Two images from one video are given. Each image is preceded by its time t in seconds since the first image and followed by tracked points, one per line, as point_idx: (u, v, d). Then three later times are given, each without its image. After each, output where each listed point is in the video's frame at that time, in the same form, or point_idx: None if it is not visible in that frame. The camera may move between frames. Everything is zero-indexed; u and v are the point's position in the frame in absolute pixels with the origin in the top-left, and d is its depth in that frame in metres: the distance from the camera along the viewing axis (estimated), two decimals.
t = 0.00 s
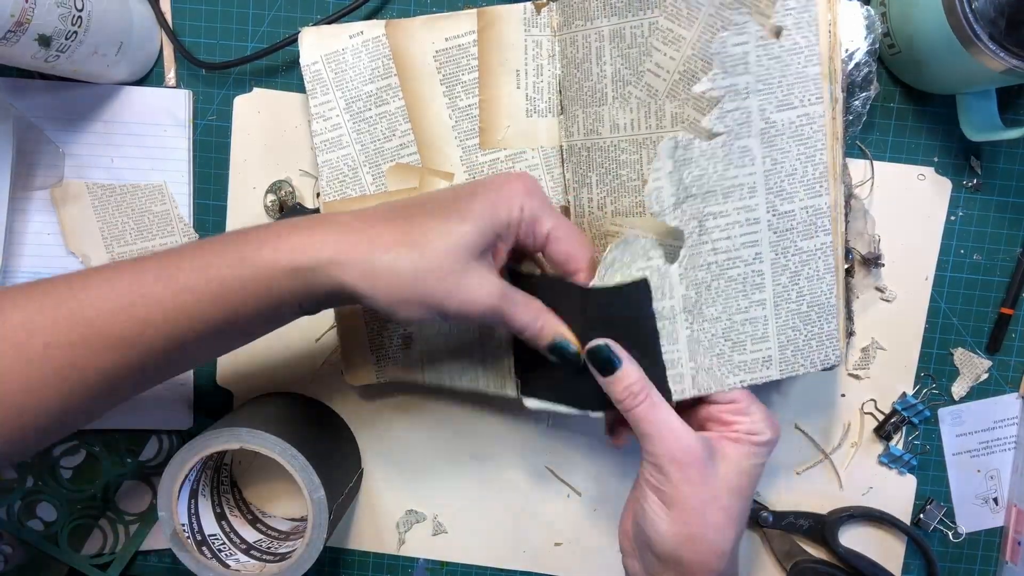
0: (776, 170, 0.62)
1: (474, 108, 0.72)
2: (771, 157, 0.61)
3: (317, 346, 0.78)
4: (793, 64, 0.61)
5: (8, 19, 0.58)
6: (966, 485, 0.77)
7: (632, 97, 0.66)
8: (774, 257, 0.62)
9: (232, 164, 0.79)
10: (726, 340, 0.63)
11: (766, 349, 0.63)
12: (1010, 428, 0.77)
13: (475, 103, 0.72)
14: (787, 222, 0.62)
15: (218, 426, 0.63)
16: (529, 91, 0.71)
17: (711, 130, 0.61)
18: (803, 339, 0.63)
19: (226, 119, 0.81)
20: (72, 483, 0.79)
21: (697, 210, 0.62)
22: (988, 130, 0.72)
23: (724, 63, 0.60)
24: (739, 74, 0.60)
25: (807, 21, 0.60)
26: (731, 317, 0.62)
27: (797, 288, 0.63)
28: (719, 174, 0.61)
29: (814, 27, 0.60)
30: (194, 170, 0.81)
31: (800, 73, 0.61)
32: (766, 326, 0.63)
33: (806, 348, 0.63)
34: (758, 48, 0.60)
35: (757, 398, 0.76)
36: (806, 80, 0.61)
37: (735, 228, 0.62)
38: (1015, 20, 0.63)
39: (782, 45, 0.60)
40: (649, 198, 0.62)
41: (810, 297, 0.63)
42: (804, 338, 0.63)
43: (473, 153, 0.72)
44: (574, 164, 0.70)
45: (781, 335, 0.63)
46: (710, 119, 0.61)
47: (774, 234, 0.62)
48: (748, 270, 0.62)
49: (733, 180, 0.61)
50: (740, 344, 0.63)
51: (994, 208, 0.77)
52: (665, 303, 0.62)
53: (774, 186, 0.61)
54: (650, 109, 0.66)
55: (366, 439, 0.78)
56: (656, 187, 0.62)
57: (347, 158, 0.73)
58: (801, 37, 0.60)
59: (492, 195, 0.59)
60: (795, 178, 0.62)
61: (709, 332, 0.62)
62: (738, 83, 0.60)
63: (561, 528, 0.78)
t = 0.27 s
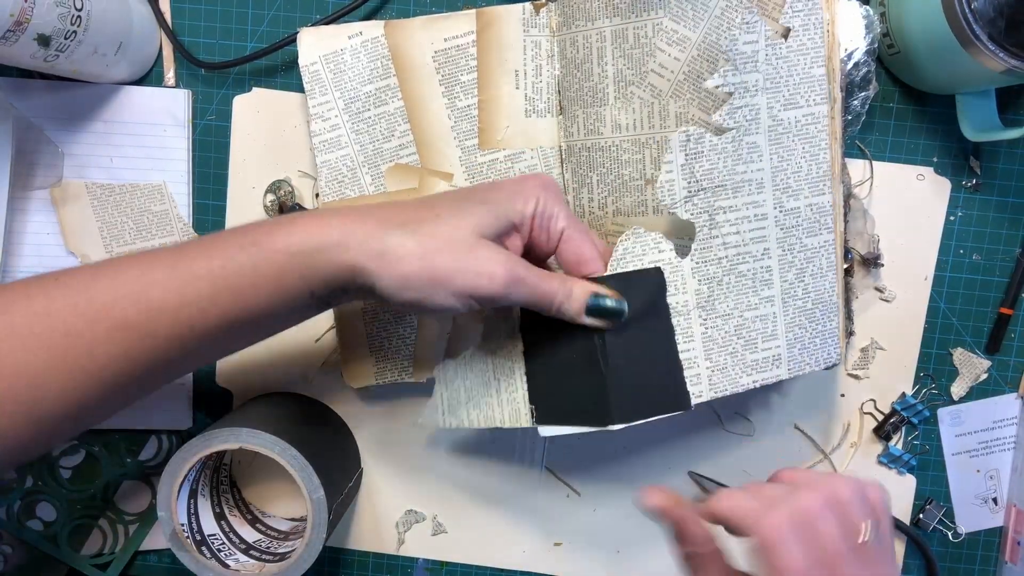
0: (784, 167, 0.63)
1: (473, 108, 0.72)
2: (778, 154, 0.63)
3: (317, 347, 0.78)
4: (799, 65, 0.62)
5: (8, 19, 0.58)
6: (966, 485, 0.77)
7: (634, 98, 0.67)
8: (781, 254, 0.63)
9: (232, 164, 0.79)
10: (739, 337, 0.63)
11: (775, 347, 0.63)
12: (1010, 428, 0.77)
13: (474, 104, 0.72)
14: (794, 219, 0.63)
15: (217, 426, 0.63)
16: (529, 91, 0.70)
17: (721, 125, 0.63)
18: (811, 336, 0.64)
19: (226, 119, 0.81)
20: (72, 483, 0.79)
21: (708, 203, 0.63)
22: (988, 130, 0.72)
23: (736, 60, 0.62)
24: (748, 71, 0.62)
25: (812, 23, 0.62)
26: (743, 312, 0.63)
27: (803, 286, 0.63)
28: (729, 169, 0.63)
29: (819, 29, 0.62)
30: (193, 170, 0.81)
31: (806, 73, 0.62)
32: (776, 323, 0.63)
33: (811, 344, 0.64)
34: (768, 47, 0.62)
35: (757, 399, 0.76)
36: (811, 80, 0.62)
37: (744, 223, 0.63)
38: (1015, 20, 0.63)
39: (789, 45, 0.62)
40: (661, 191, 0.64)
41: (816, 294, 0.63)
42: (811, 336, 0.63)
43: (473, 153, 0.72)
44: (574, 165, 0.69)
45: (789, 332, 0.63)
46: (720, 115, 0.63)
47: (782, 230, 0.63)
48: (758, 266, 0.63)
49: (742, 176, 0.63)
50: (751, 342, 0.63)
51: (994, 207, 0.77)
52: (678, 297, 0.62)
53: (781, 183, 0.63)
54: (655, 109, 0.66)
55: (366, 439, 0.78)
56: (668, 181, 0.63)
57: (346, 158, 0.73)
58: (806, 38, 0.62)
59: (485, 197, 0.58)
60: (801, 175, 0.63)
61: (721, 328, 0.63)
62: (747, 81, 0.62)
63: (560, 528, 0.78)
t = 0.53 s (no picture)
0: (785, 167, 0.63)
1: (474, 108, 0.72)
2: (780, 153, 0.63)
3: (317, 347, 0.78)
4: (802, 66, 0.63)
5: (8, 19, 0.58)
6: (966, 485, 0.77)
7: (637, 98, 0.67)
8: (781, 253, 0.63)
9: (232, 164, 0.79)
10: (734, 334, 0.63)
11: (772, 345, 0.63)
12: (1010, 428, 0.77)
13: (475, 104, 0.72)
14: (794, 219, 0.63)
15: (217, 426, 0.64)
16: (529, 92, 0.70)
17: (723, 125, 0.64)
18: (809, 336, 0.63)
19: (226, 119, 0.81)
20: (72, 483, 0.79)
21: (708, 201, 0.64)
22: (988, 130, 0.72)
23: (739, 60, 0.63)
24: (751, 72, 0.63)
25: (815, 25, 0.62)
26: (739, 310, 0.63)
27: (803, 285, 0.63)
28: (729, 168, 0.63)
29: (821, 31, 0.62)
30: (194, 170, 0.81)
31: (809, 74, 0.63)
32: (773, 322, 0.63)
33: (811, 344, 0.64)
34: (771, 48, 0.63)
35: (757, 399, 0.76)
36: (815, 81, 0.62)
37: (744, 221, 0.63)
38: (1015, 21, 0.62)
39: (792, 47, 0.62)
40: (662, 188, 0.65)
41: (815, 294, 0.63)
42: (810, 336, 0.63)
43: (473, 153, 0.72)
44: (574, 165, 0.69)
45: (786, 331, 0.63)
46: (723, 114, 0.64)
47: (782, 230, 0.63)
48: (756, 264, 0.63)
49: (743, 175, 0.63)
50: (747, 339, 0.63)
51: (994, 208, 0.77)
52: (674, 293, 0.63)
53: (782, 183, 0.63)
54: (656, 110, 0.66)
55: (366, 439, 0.78)
56: (669, 179, 0.64)
57: (347, 158, 0.73)
58: (809, 40, 0.62)
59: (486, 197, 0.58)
60: (803, 175, 0.63)
61: (717, 324, 0.63)
62: (750, 81, 0.63)
63: (561, 529, 0.78)
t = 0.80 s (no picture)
0: (779, 164, 0.63)
1: (474, 108, 0.72)
2: (774, 150, 0.63)
3: (317, 347, 0.78)
4: (800, 64, 0.62)
5: (8, 19, 0.58)
6: (966, 485, 0.77)
7: (637, 97, 0.67)
8: (774, 249, 0.63)
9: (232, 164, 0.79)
10: (723, 327, 0.63)
11: (763, 339, 0.63)
12: (1010, 428, 0.77)
13: (474, 104, 0.72)
14: (788, 216, 0.63)
15: (218, 426, 0.64)
16: (529, 91, 0.70)
17: (715, 119, 0.63)
18: (802, 332, 0.63)
19: (226, 119, 0.81)
20: (72, 483, 0.79)
21: (699, 194, 0.63)
22: (988, 129, 0.72)
23: (732, 57, 0.63)
24: (745, 69, 0.63)
25: (813, 25, 0.62)
26: (729, 302, 0.63)
27: (797, 282, 0.63)
28: (722, 162, 0.63)
29: (820, 30, 0.62)
30: (194, 170, 0.81)
31: (806, 73, 0.62)
32: (764, 317, 0.63)
33: (805, 342, 0.63)
34: (766, 46, 0.63)
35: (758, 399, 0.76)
36: (812, 80, 0.62)
37: (736, 215, 0.63)
38: (1016, 20, 0.62)
39: (789, 46, 0.62)
40: (653, 180, 0.64)
41: (810, 291, 0.63)
42: (803, 333, 0.63)
43: (473, 153, 0.72)
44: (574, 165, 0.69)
45: (779, 329, 0.63)
46: (715, 108, 0.63)
47: (775, 225, 0.63)
48: (748, 258, 0.63)
49: (735, 169, 0.63)
50: (737, 332, 0.63)
51: (994, 208, 0.77)
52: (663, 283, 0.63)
53: (776, 179, 0.63)
54: (655, 108, 0.66)
55: (366, 438, 0.78)
56: (659, 171, 0.64)
57: (347, 158, 0.73)
58: (807, 39, 0.62)
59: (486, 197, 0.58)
60: (798, 174, 0.63)
61: (706, 316, 0.63)
62: (744, 77, 0.63)
63: (561, 529, 0.78)
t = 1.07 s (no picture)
0: (781, 169, 0.63)
1: (473, 108, 0.72)
2: (776, 155, 0.63)
3: (317, 348, 0.78)
4: (798, 66, 0.62)
5: (8, 19, 0.58)
6: (966, 485, 0.77)
7: (634, 98, 0.67)
8: (778, 254, 0.63)
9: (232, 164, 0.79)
10: (729, 335, 0.64)
11: (768, 344, 0.63)
12: (1010, 428, 0.77)
13: (474, 104, 0.72)
14: (791, 220, 0.63)
15: (218, 426, 0.63)
16: (529, 92, 0.70)
17: (717, 129, 0.63)
18: (806, 334, 0.63)
19: (226, 119, 0.81)
20: (72, 483, 0.79)
21: (703, 206, 0.63)
22: (988, 130, 0.72)
23: (731, 63, 0.63)
24: (745, 74, 0.63)
25: (810, 23, 0.62)
26: (735, 311, 0.63)
27: (801, 285, 0.63)
28: (725, 172, 0.63)
29: (817, 27, 0.62)
30: (194, 170, 0.81)
31: (804, 73, 0.62)
32: (769, 323, 0.63)
33: (808, 345, 0.64)
34: (764, 50, 0.62)
35: (758, 399, 0.76)
36: (810, 81, 0.62)
37: (740, 224, 0.63)
38: (1015, 20, 0.62)
39: (787, 47, 0.62)
40: (656, 194, 0.64)
41: (814, 294, 0.63)
42: (807, 335, 0.63)
43: (473, 152, 0.72)
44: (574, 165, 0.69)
45: (782, 333, 0.63)
46: (718, 117, 0.63)
47: (778, 231, 0.63)
48: (752, 265, 0.63)
49: (738, 178, 0.63)
50: (742, 338, 0.64)
51: (994, 208, 0.77)
52: (668, 297, 0.63)
53: (779, 184, 0.63)
54: (654, 109, 0.66)
55: (366, 438, 0.78)
56: (663, 183, 0.64)
57: (347, 158, 0.73)
58: (804, 39, 0.62)
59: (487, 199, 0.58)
60: (800, 177, 0.63)
61: (711, 326, 0.64)
62: (744, 83, 0.63)
63: (561, 529, 0.78)
